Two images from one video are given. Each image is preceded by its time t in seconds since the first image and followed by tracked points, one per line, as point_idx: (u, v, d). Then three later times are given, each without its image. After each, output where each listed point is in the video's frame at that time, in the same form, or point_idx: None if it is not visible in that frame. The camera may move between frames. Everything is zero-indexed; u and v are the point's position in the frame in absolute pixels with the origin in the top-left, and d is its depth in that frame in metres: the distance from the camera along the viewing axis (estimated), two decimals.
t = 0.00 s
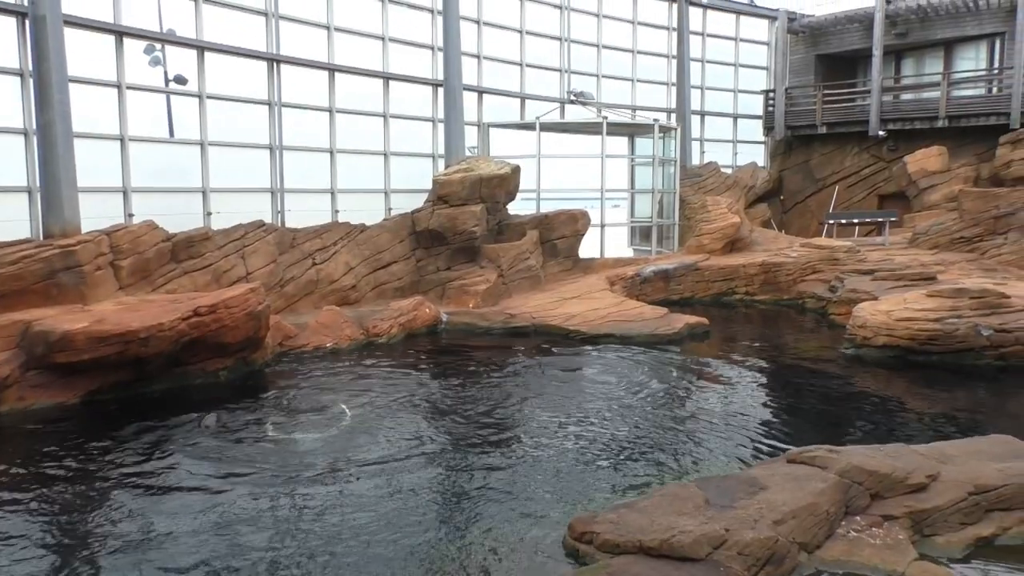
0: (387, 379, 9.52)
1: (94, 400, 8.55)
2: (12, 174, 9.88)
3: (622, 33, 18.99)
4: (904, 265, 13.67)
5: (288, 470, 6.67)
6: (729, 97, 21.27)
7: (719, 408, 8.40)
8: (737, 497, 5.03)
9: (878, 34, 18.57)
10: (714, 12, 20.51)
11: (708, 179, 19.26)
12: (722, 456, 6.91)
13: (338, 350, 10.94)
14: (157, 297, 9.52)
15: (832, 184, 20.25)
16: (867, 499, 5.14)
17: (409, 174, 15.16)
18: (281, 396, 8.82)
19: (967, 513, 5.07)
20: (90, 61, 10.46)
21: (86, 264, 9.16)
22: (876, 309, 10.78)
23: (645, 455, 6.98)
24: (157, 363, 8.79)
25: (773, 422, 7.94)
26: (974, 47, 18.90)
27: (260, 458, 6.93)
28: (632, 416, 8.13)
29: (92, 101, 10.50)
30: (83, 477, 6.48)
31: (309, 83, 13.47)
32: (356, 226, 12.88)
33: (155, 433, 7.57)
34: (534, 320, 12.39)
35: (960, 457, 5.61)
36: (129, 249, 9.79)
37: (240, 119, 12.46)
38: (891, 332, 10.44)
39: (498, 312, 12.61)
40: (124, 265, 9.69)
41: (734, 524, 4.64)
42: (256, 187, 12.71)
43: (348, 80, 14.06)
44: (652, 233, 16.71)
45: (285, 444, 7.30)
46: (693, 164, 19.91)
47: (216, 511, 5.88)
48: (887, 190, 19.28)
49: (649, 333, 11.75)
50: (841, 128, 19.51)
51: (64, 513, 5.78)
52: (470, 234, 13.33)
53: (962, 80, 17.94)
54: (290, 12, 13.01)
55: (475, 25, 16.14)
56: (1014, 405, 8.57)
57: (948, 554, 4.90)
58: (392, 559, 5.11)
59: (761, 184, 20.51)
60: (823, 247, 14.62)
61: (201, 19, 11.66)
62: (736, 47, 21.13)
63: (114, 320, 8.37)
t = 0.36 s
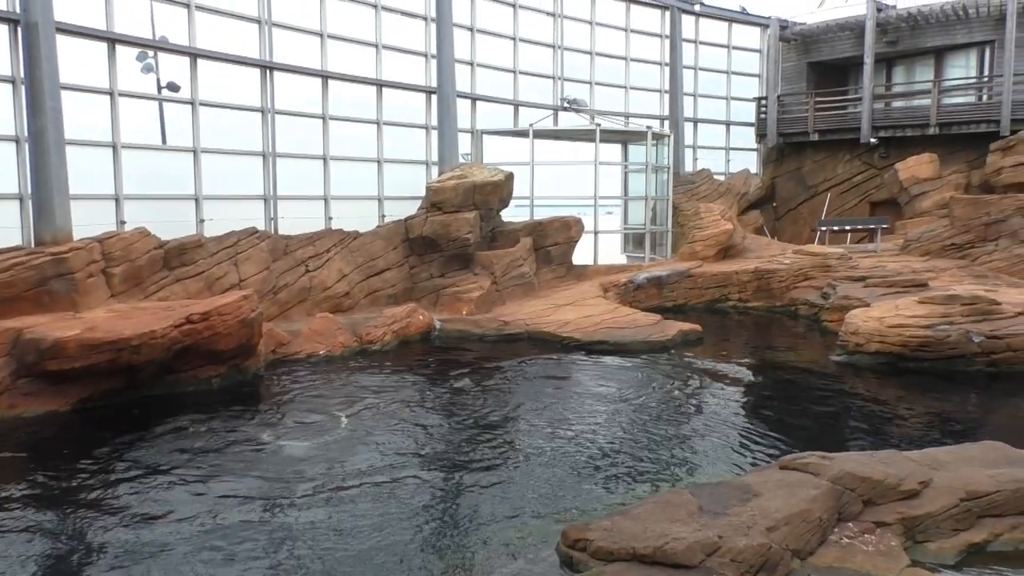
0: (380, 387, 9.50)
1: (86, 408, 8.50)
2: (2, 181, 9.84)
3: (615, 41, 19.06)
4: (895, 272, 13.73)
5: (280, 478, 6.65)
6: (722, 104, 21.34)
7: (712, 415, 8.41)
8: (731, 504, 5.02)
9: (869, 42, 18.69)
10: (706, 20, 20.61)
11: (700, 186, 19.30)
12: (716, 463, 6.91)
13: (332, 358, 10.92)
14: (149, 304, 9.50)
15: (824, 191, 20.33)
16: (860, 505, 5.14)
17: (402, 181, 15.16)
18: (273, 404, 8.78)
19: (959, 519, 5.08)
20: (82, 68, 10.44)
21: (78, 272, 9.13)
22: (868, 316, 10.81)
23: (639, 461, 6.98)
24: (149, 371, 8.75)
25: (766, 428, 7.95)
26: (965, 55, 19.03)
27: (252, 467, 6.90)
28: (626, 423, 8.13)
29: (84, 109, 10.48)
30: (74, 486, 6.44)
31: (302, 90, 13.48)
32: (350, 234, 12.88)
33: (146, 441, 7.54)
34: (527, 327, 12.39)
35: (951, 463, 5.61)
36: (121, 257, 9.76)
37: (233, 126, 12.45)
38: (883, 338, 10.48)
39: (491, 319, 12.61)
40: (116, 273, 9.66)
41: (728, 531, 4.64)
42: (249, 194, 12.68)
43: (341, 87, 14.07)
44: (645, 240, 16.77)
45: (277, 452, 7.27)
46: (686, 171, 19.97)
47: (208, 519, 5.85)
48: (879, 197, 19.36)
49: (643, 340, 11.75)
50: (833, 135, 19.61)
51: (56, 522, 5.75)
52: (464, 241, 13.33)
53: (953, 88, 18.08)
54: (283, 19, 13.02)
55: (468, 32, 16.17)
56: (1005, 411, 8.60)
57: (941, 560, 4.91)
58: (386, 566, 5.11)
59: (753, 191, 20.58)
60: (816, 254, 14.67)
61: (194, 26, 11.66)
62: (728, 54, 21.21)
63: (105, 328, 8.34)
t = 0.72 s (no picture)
0: (374, 394, 9.49)
1: (79, 416, 8.46)
2: None
3: (609, 48, 19.11)
4: (888, 278, 13.78)
5: (274, 485, 6.62)
6: (716, 111, 21.38)
7: (707, 421, 8.42)
8: (725, 510, 5.02)
9: (862, 49, 18.79)
10: (700, 27, 20.69)
11: (694, 193, 19.33)
12: (711, 469, 6.92)
13: (326, 364, 10.90)
14: (142, 311, 9.47)
15: (817, 198, 20.41)
16: (854, 511, 5.13)
17: (396, 188, 15.16)
18: (267, 410, 8.75)
19: (953, 525, 5.08)
20: (75, 75, 10.41)
21: (71, 279, 9.11)
22: (862, 322, 10.84)
23: (633, 468, 6.99)
24: (142, 378, 8.72)
25: (761, 435, 7.95)
26: (956, 63, 19.16)
27: (246, 474, 6.88)
28: (620, 429, 8.13)
29: (77, 115, 10.45)
30: (67, 494, 6.41)
31: (297, 97, 13.48)
32: (344, 240, 12.86)
33: (140, 449, 7.51)
34: (522, 333, 12.37)
35: (945, 469, 5.61)
36: (114, 264, 9.74)
37: (226, 133, 12.44)
38: (876, 344, 10.49)
39: (486, 325, 12.60)
40: (109, 280, 9.64)
41: (722, 537, 4.63)
42: (243, 201, 12.65)
43: (335, 93, 14.06)
44: (639, 246, 16.80)
45: (271, 459, 7.25)
46: (680, 178, 20.03)
47: (202, 527, 5.83)
48: (872, 204, 19.44)
49: (637, 346, 11.76)
50: (826, 142, 19.70)
51: (48, 530, 5.73)
52: (459, 247, 13.33)
53: (945, 95, 18.20)
54: (276, 26, 13.02)
55: (462, 39, 16.19)
56: (998, 416, 8.63)
57: (934, 566, 4.91)
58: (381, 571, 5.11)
59: (747, 198, 20.64)
60: (809, 261, 14.71)
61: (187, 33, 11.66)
62: (721, 61, 21.28)
63: (99, 335, 8.32)
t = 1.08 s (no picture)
0: (368, 400, 9.47)
1: (71, 423, 8.42)
2: None
3: (602, 55, 19.17)
4: (881, 284, 13.84)
5: (266, 493, 6.59)
6: (710, 117, 21.44)
7: (701, 427, 8.43)
8: (718, 517, 5.01)
9: (854, 56, 18.90)
10: (693, 34, 20.77)
11: (688, 199, 19.35)
12: (705, 475, 6.92)
13: (320, 371, 10.87)
14: (135, 317, 9.45)
15: (811, 204, 20.48)
16: (847, 517, 5.12)
17: (391, 194, 15.16)
18: (260, 417, 8.72)
19: (945, 531, 5.11)
20: (68, 82, 10.39)
21: (63, 285, 9.08)
22: (855, 328, 10.87)
23: (627, 474, 6.99)
24: (135, 385, 8.69)
25: (755, 441, 7.96)
26: (948, 70, 19.25)
27: (239, 481, 6.84)
28: (614, 435, 8.13)
29: (70, 121, 10.43)
30: (59, 501, 6.37)
31: (291, 103, 13.48)
32: (338, 246, 12.86)
33: (132, 456, 7.48)
34: (516, 340, 12.38)
35: (937, 475, 5.61)
36: (107, 270, 9.72)
37: (220, 140, 12.43)
38: (869, 350, 10.54)
39: (480, 331, 12.60)
40: (102, 286, 9.61)
41: (716, 544, 4.62)
42: (236, 207, 12.62)
43: (329, 100, 14.06)
44: (634, 252, 16.81)
45: (264, 465, 7.23)
46: (674, 184, 20.07)
47: (194, 534, 5.80)
48: (865, 210, 19.51)
49: (631, 352, 11.76)
50: (819, 149, 19.79)
51: (38, 538, 5.68)
52: (453, 254, 13.33)
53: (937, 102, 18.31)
54: (271, 32, 13.03)
55: (457, 46, 16.23)
56: (990, 422, 8.66)
57: (927, 573, 4.97)
58: None
59: (741, 204, 20.68)
60: (803, 267, 14.76)
61: (182, 39, 11.66)
62: (715, 68, 21.36)
63: (92, 341, 8.30)
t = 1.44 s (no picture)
0: (363, 406, 9.45)
1: (64, 429, 8.38)
2: None
3: (597, 61, 19.21)
4: (875, 290, 13.89)
5: (261, 499, 6.57)
6: (704, 123, 21.48)
7: (696, 432, 8.45)
8: (714, 522, 5.00)
9: (847, 62, 18.98)
10: (688, 40, 20.83)
11: (683, 205, 19.38)
12: (701, 480, 6.93)
13: (315, 376, 10.85)
14: (129, 323, 9.42)
15: (805, 210, 20.54)
16: (842, 523, 5.12)
17: (386, 200, 15.16)
18: (254, 423, 8.70)
19: (940, 536, 5.11)
20: (62, 87, 10.37)
21: (57, 291, 9.05)
22: (850, 333, 10.94)
23: (624, 479, 6.99)
24: (129, 391, 8.66)
25: (750, 446, 7.97)
26: (941, 76, 19.37)
27: (233, 487, 6.82)
28: (611, 441, 8.13)
29: (64, 127, 10.41)
30: (52, 508, 6.34)
31: (285, 108, 13.48)
32: (333, 252, 12.85)
33: (126, 463, 7.45)
34: (512, 345, 12.39)
35: (932, 480, 5.60)
36: (101, 276, 9.69)
37: (214, 145, 12.41)
38: (863, 355, 10.57)
39: (476, 337, 12.59)
40: (96, 292, 9.58)
41: (711, 549, 4.61)
42: (230, 213, 12.59)
43: (324, 105, 14.05)
44: (629, 257, 16.86)
45: (259, 472, 7.20)
46: (669, 190, 20.12)
47: (188, 541, 5.77)
48: (859, 216, 19.59)
49: (627, 358, 11.77)
50: (813, 155, 19.87)
51: (31, 545, 5.65)
52: (448, 259, 13.31)
53: (930, 108, 18.40)
54: (265, 38, 13.03)
55: (451, 52, 16.25)
56: (984, 427, 8.68)
57: None
58: None
59: (736, 209, 20.71)
60: (797, 272, 14.80)
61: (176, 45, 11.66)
62: (710, 74, 21.42)
63: (85, 347, 8.27)
